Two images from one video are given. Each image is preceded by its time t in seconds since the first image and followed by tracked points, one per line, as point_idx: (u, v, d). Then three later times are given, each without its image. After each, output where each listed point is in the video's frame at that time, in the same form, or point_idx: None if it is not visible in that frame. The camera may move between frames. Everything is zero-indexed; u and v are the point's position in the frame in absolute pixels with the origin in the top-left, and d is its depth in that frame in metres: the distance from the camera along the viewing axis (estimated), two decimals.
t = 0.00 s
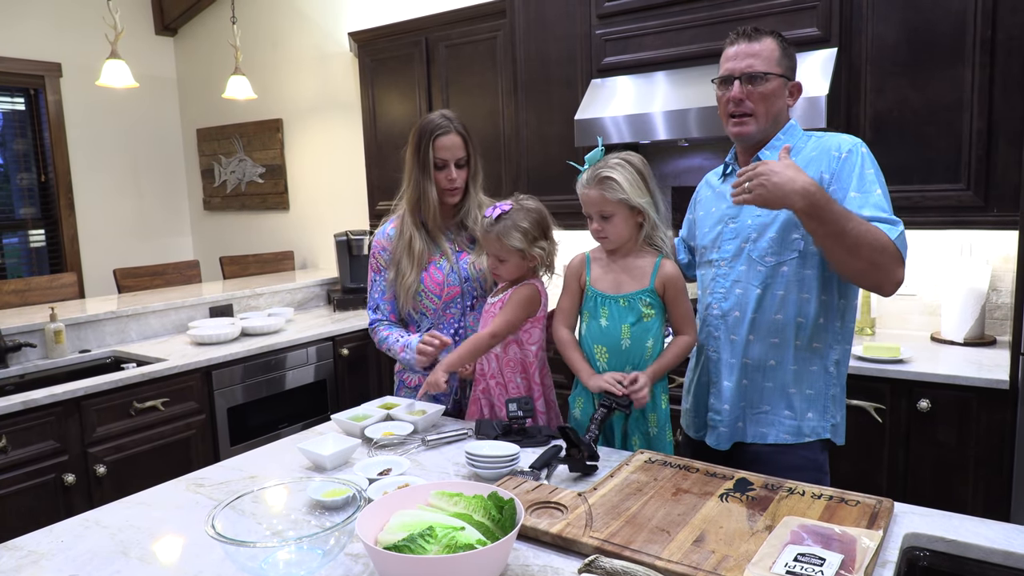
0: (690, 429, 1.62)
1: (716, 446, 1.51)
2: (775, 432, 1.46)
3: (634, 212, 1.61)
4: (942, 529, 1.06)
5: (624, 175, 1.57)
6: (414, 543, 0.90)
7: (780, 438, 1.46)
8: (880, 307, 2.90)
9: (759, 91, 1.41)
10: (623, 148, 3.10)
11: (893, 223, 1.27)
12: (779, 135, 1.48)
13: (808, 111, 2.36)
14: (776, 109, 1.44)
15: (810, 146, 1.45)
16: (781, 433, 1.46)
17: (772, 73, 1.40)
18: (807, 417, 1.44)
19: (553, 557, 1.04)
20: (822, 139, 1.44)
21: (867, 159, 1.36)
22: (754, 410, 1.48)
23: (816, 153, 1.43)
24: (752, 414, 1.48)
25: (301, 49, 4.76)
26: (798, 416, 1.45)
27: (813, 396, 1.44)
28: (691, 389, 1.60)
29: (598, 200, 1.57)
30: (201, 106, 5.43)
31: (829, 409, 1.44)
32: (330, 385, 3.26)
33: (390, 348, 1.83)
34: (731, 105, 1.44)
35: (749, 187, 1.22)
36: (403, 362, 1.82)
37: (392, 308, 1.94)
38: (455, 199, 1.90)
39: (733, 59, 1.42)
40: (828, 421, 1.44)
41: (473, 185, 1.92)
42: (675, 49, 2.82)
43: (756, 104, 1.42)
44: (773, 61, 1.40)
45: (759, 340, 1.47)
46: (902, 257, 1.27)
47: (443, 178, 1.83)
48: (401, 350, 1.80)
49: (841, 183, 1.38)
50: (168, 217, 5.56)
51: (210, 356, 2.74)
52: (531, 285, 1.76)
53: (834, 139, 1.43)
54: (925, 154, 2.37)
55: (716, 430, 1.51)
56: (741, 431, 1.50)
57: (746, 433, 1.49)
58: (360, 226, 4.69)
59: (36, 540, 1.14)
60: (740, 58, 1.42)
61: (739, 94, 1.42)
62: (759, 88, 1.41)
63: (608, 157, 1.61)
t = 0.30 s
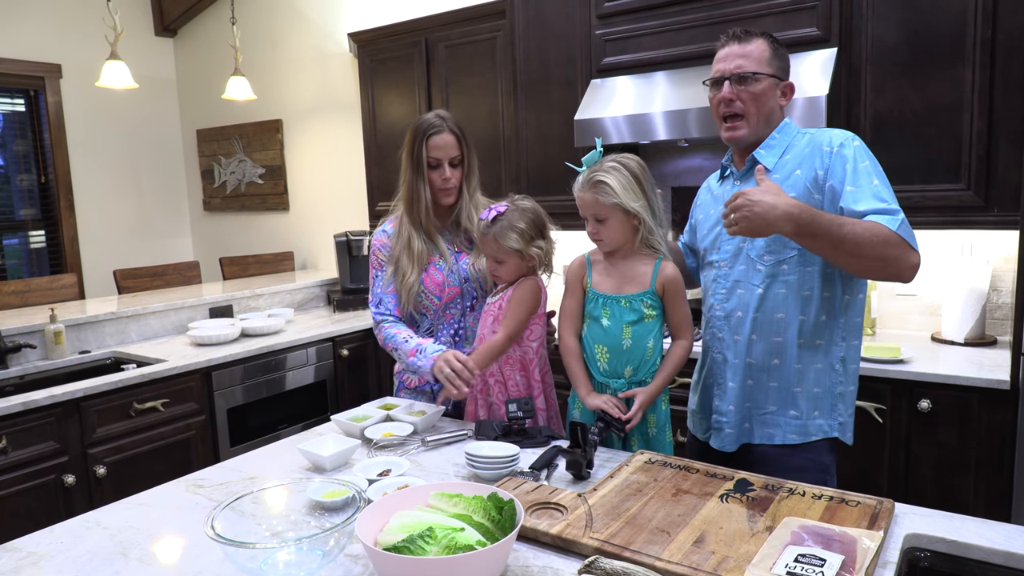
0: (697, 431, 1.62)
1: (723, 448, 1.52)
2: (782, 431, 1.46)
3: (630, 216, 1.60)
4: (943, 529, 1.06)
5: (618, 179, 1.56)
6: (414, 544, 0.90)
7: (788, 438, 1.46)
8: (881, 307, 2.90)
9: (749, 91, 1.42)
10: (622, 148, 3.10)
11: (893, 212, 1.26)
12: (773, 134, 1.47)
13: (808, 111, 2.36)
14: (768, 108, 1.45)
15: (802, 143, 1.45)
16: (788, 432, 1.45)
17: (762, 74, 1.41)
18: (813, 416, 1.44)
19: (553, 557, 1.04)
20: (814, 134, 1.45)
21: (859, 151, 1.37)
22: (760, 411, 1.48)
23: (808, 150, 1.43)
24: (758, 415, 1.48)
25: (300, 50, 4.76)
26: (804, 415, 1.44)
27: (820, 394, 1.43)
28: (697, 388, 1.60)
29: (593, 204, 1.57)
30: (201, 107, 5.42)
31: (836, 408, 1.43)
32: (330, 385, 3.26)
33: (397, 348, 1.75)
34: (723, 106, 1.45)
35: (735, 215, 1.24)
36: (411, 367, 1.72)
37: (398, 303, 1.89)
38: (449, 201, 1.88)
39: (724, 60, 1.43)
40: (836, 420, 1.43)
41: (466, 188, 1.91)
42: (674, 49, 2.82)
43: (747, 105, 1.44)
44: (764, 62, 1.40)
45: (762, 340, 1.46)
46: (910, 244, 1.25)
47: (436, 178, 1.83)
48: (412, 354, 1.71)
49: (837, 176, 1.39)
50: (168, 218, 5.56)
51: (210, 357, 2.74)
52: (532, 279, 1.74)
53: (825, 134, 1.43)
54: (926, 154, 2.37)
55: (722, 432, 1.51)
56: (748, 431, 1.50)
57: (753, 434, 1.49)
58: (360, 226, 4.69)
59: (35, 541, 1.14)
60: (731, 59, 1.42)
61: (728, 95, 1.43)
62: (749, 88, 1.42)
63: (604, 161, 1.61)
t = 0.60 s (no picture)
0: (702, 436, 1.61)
1: (732, 454, 1.52)
2: (791, 434, 1.45)
3: (626, 217, 1.60)
4: (943, 529, 1.06)
5: (613, 179, 1.56)
6: (412, 545, 0.90)
7: (798, 440, 1.45)
8: (881, 307, 2.90)
9: (740, 93, 1.40)
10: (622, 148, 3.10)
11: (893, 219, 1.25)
12: (768, 140, 1.48)
13: (808, 111, 2.35)
14: (760, 110, 1.43)
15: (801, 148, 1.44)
16: (797, 434, 1.45)
17: (753, 75, 1.39)
18: (823, 416, 1.44)
19: (552, 557, 1.03)
20: (813, 139, 1.44)
21: (860, 157, 1.36)
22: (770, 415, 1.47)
23: (807, 156, 1.42)
24: (766, 419, 1.48)
25: (300, 49, 4.76)
26: (814, 416, 1.44)
27: (828, 395, 1.43)
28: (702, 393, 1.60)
29: (588, 204, 1.57)
30: (200, 107, 5.42)
31: (846, 407, 1.42)
32: (330, 385, 3.26)
33: (408, 356, 1.79)
34: (713, 108, 1.44)
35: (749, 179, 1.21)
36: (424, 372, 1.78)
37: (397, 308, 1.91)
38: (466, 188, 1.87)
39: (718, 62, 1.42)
40: (845, 419, 1.43)
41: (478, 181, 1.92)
42: (674, 49, 2.82)
43: (737, 107, 1.42)
44: (755, 64, 1.39)
45: (769, 347, 1.46)
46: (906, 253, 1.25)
47: (456, 163, 1.83)
48: (426, 361, 1.76)
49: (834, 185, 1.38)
50: (168, 218, 5.56)
51: (209, 357, 2.74)
52: (543, 284, 1.77)
53: (823, 139, 1.42)
54: (926, 153, 2.37)
55: (731, 437, 1.51)
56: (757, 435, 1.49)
57: (762, 438, 1.49)
58: (361, 226, 4.68)
59: (34, 541, 1.14)
60: (723, 61, 1.41)
61: (719, 97, 1.41)
62: (740, 91, 1.40)
63: (598, 162, 1.61)
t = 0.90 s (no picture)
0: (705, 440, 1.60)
1: (745, 459, 1.50)
2: (794, 436, 1.45)
3: (623, 217, 1.60)
4: (943, 528, 1.06)
5: (609, 179, 1.56)
6: (412, 545, 0.90)
7: (802, 442, 1.45)
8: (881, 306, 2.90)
9: (762, 108, 1.38)
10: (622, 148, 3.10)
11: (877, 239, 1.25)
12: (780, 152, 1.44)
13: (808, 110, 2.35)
14: (778, 126, 1.42)
15: (807, 158, 1.44)
16: (801, 437, 1.45)
17: (774, 91, 1.37)
18: (828, 420, 1.43)
19: (552, 558, 1.03)
20: (822, 151, 1.43)
21: (862, 172, 1.36)
22: (777, 420, 1.47)
23: (812, 168, 1.42)
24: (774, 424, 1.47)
25: (299, 49, 4.76)
26: (819, 420, 1.43)
27: (835, 400, 1.43)
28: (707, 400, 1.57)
29: (584, 204, 1.57)
30: (200, 108, 5.42)
31: (851, 411, 1.43)
32: (329, 386, 3.26)
33: (394, 351, 1.83)
34: (735, 122, 1.40)
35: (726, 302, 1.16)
36: (412, 367, 1.82)
37: (386, 308, 1.94)
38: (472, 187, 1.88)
39: (737, 75, 1.38)
40: (849, 422, 1.43)
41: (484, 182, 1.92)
42: (674, 48, 2.82)
43: (760, 122, 1.39)
44: (775, 78, 1.37)
45: (778, 354, 1.45)
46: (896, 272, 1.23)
47: (463, 161, 1.85)
48: (412, 356, 1.79)
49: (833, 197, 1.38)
50: (168, 219, 5.56)
51: (209, 358, 2.73)
52: (546, 285, 1.78)
53: (830, 151, 1.42)
54: (925, 152, 2.36)
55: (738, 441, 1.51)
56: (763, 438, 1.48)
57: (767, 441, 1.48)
58: (360, 226, 4.68)
59: (33, 542, 1.14)
60: (743, 75, 1.37)
61: (743, 111, 1.38)
62: (762, 107, 1.38)
63: (595, 162, 1.61)
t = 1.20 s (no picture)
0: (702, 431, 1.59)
1: (738, 450, 1.50)
2: (795, 426, 1.45)
3: (622, 217, 1.59)
4: (943, 529, 1.05)
5: (607, 180, 1.57)
6: (411, 545, 0.90)
7: (802, 432, 1.45)
8: (881, 306, 2.89)
9: (763, 97, 1.38)
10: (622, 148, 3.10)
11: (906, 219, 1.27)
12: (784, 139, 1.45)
13: (809, 110, 2.35)
14: (779, 115, 1.42)
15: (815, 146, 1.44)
16: (801, 426, 1.45)
17: (774, 80, 1.37)
18: (824, 409, 1.44)
19: (552, 558, 1.03)
20: (827, 140, 1.44)
21: (874, 157, 1.37)
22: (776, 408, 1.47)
23: (824, 153, 1.42)
24: (772, 412, 1.47)
25: (299, 49, 4.75)
26: (816, 409, 1.44)
27: (831, 388, 1.43)
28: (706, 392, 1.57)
29: (582, 204, 1.57)
30: (200, 108, 5.42)
31: (841, 399, 1.44)
32: (329, 386, 3.26)
33: (393, 352, 1.84)
34: (735, 111, 1.40)
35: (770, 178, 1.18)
36: (411, 368, 1.82)
37: (386, 308, 1.94)
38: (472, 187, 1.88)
39: (738, 65, 1.39)
40: (841, 412, 1.44)
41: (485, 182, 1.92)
42: (674, 48, 2.81)
43: (760, 110, 1.39)
44: (775, 69, 1.37)
45: (780, 340, 1.45)
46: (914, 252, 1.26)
47: (463, 161, 1.84)
48: (412, 357, 1.80)
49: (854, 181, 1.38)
50: (168, 219, 5.56)
51: (209, 357, 2.73)
52: (547, 288, 1.78)
53: (839, 138, 1.42)
54: (926, 152, 2.36)
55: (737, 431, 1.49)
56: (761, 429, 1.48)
57: (767, 430, 1.47)
58: (360, 226, 4.68)
59: (32, 542, 1.14)
60: (745, 65, 1.38)
61: (743, 101, 1.38)
62: (761, 96, 1.38)
63: (594, 162, 1.62)
